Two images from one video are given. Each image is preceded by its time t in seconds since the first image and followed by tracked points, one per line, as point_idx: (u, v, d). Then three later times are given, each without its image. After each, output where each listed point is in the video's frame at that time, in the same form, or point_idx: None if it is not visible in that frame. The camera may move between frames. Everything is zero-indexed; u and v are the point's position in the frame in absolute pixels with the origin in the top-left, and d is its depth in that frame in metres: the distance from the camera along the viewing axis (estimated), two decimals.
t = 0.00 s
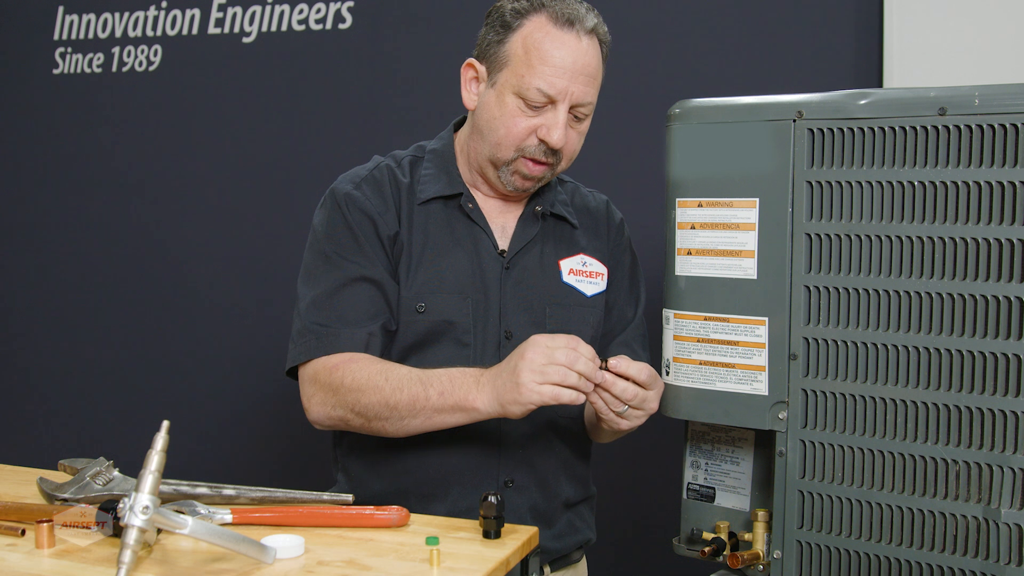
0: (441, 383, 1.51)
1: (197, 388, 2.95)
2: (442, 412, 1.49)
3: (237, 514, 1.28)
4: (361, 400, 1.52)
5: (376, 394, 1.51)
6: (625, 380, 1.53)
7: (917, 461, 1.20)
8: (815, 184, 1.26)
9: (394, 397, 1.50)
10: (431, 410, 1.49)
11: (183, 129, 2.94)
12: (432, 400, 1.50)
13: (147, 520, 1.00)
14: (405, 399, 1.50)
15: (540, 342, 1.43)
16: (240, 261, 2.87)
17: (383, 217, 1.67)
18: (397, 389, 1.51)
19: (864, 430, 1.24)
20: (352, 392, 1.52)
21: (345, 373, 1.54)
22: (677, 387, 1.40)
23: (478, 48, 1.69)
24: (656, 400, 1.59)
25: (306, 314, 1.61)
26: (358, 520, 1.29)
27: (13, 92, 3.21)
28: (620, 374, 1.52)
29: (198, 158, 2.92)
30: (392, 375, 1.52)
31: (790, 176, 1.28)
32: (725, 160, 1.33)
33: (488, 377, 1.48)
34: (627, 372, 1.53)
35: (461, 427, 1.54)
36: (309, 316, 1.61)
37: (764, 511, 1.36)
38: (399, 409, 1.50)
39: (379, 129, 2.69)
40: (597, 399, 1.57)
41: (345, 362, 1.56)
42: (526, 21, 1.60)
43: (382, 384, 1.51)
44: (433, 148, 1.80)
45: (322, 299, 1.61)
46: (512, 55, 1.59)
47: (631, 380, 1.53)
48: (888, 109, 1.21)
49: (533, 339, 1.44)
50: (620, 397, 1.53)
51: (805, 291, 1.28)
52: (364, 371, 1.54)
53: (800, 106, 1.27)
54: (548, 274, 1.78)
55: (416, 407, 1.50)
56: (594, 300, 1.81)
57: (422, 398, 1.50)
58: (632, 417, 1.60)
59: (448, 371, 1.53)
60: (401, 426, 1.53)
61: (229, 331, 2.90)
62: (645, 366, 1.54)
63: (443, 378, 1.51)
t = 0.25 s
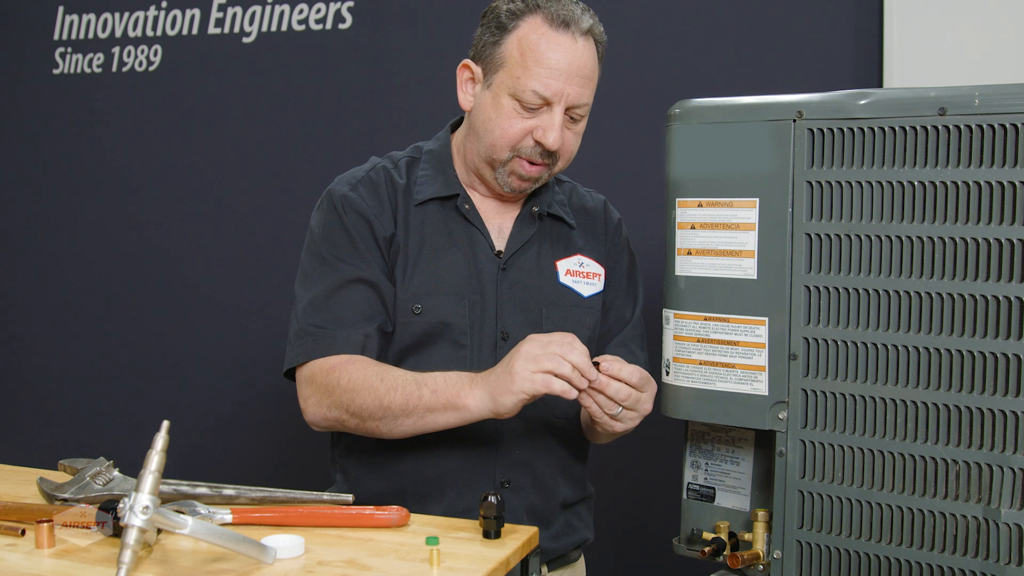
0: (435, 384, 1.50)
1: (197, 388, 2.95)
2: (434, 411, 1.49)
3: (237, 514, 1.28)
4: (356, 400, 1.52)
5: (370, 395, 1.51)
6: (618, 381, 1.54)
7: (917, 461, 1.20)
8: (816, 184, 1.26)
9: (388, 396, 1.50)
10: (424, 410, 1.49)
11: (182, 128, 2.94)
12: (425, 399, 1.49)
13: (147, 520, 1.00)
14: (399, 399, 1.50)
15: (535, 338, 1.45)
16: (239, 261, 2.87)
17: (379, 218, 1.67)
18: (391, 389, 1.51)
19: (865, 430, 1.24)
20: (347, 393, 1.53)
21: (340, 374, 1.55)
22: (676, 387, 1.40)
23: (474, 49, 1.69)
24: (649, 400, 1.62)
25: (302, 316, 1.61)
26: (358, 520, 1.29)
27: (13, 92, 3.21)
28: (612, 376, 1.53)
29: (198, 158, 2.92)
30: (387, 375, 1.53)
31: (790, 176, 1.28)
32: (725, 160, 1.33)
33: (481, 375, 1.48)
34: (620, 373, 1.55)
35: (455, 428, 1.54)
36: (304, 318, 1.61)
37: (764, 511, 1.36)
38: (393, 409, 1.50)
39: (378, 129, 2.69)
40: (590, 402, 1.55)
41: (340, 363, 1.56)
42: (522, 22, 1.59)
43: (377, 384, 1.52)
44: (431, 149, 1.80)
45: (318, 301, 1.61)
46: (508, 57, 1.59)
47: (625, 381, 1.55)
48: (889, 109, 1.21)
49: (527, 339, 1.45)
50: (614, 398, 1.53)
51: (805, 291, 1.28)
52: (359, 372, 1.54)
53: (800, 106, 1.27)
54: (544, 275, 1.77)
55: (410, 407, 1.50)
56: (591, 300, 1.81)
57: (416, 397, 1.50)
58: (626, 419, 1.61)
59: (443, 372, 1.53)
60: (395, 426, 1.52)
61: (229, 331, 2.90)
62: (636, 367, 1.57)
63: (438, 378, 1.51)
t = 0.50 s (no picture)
0: (430, 385, 1.51)
1: (197, 388, 2.95)
2: (429, 412, 1.49)
3: (237, 514, 1.28)
4: (351, 403, 1.53)
5: (365, 397, 1.52)
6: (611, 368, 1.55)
7: (917, 461, 1.20)
8: (816, 184, 1.26)
9: (383, 398, 1.51)
10: (418, 411, 1.50)
11: (182, 128, 2.94)
12: (420, 400, 1.50)
13: (147, 520, 1.00)
14: (394, 401, 1.50)
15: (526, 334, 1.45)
16: (239, 261, 2.87)
17: (373, 219, 1.67)
18: (386, 391, 1.51)
19: (865, 430, 1.24)
20: (342, 395, 1.53)
21: (335, 377, 1.55)
22: (676, 387, 1.40)
23: (467, 50, 1.69)
24: (642, 396, 1.63)
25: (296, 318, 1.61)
26: (358, 520, 1.29)
27: (13, 92, 3.21)
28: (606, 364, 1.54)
29: (198, 158, 2.92)
30: (382, 378, 1.53)
31: (791, 176, 1.28)
32: (726, 160, 1.33)
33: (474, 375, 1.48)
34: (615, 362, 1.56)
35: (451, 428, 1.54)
36: (299, 320, 1.61)
37: (764, 511, 1.36)
38: (388, 411, 1.51)
39: (378, 128, 2.69)
40: (584, 395, 1.53)
41: (335, 365, 1.57)
42: (515, 23, 1.59)
43: (372, 386, 1.52)
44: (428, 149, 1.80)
45: (312, 303, 1.61)
46: (501, 58, 1.59)
47: (619, 369, 1.56)
48: (890, 109, 1.21)
49: (517, 338, 1.44)
50: (608, 386, 1.53)
51: (806, 291, 1.28)
52: (354, 374, 1.54)
53: (800, 106, 1.27)
54: (540, 274, 1.77)
55: (405, 408, 1.50)
56: (587, 300, 1.81)
57: (411, 399, 1.50)
58: (621, 414, 1.60)
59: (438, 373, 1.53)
60: (391, 428, 1.53)
61: (228, 331, 2.90)
62: (632, 359, 1.59)
63: (433, 380, 1.51)
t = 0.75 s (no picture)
0: (426, 385, 1.50)
1: (197, 388, 2.95)
2: (426, 411, 1.49)
3: (237, 514, 1.28)
4: (350, 403, 1.52)
5: (364, 397, 1.52)
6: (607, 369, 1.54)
7: (918, 461, 1.20)
8: (816, 184, 1.26)
9: (381, 397, 1.51)
10: (416, 411, 1.50)
11: (182, 128, 2.94)
12: (417, 400, 1.49)
13: (147, 520, 1.00)
14: (391, 400, 1.50)
15: (520, 333, 1.44)
16: (239, 261, 2.87)
17: (370, 219, 1.67)
18: (385, 391, 1.51)
19: (865, 430, 1.24)
20: (340, 395, 1.53)
21: (333, 377, 1.55)
22: (676, 387, 1.40)
23: (462, 51, 1.69)
24: (638, 395, 1.62)
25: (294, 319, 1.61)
26: (358, 520, 1.29)
27: (13, 92, 3.21)
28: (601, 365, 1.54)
29: (198, 158, 2.92)
30: (379, 377, 1.53)
31: (791, 176, 1.28)
32: (726, 160, 1.33)
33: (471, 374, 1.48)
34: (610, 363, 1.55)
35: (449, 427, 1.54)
36: (297, 321, 1.61)
37: (764, 511, 1.36)
38: (387, 411, 1.51)
39: (378, 128, 2.69)
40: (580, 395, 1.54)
41: (333, 365, 1.57)
42: (510, 22, 1.59)
43: (370, 386, 1.52)
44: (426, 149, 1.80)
45: (310, 303, 1.61)
46: (496, 58, 1.59)
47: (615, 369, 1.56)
48: (890, 109, 1.21)
49: (513, 337, 1.44)
50: (604, 388, 1.53)
51: (806, 291, 1.28)
52: (352, 374, 1.54)
53: (800, 106, 1.27)
54: (538, 273, 1.77)
55: (403, 407, 1.50)
56: (586, 299, 1.81)
57: (408, 399, 1.50)
58: (617, 413, 1.60)
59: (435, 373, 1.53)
60: (390, 427, 1.53)
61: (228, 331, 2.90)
62: (627, 359, 1.58)
63: (430, 380, 1.51)
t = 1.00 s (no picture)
0: (428, 392, 1.50)
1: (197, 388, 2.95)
2: (431, 418, 1.50)
3: (237, 514, 1.28)
4: (352, 410, 1.53)
5: (365, 404, 1.52)
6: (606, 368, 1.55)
7: (917, 461, 1.20)
8: (815, 184, 1.26)
9: (384, 404, 1.51)
10: (419, 417, 1.50)
11: (182, 128, 2.94)
12: (421, 407, 1.50)
13: (147, 519, 1.00)
14: (394, 407, 1.50)
15: (520, 350, 1.42)
16: (239, 261, 2.87)
17: (370, 220, 1.67)
18: (386, 397, 1.51)
19: (864, 430, 1.24)
20: (342, 402, 1.53)
21: (335, 383, 1.55)
22: (676, 387, 1.40)
23: (462, 51, 1.69)
24: (641, 385, 1.63)
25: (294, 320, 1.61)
26: (358, 520, 1.29)
27: (13, 92, 3.21)
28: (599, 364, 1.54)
29: (198, 158, 2.92)
30: (380, 383, 1.53)
31: (791, 175, 1.28)
32: (726, 159, 1.33)
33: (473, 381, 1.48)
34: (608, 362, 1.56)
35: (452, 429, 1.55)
36: (297, 321, 1.61)
37: (764, 511, 1.36)
38: (389, 416, 1.51)
39: (378, 128, 2.69)
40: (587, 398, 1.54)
41: (333, 370, 1.56)
42: (510, 23, 1.59)
43: (371, 393, 1.52)
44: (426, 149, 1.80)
45: (310, 304, 1.61)
46: (496, 58, 1.59)
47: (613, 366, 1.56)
48: (890, 108, 1.21)
49: (513, 347, 1.43)
50: (608, 386, 1.53)
51: (806, 291, 1.28)
52: (352, 380, 1.54)
53: (800, 106, 1.27)
54: (538, 273, 1.77)
55: (406, 414, 1.50)
56: (586, 298, 1.81)
57: (411, 407, 1.50)
58: (625, 407, 1.61)
59: (435, 377, 1.53)
60: (393, 432, 1.53)
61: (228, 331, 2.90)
62: (621, 353, 1.59)
63: (431, 386, 1.51)
